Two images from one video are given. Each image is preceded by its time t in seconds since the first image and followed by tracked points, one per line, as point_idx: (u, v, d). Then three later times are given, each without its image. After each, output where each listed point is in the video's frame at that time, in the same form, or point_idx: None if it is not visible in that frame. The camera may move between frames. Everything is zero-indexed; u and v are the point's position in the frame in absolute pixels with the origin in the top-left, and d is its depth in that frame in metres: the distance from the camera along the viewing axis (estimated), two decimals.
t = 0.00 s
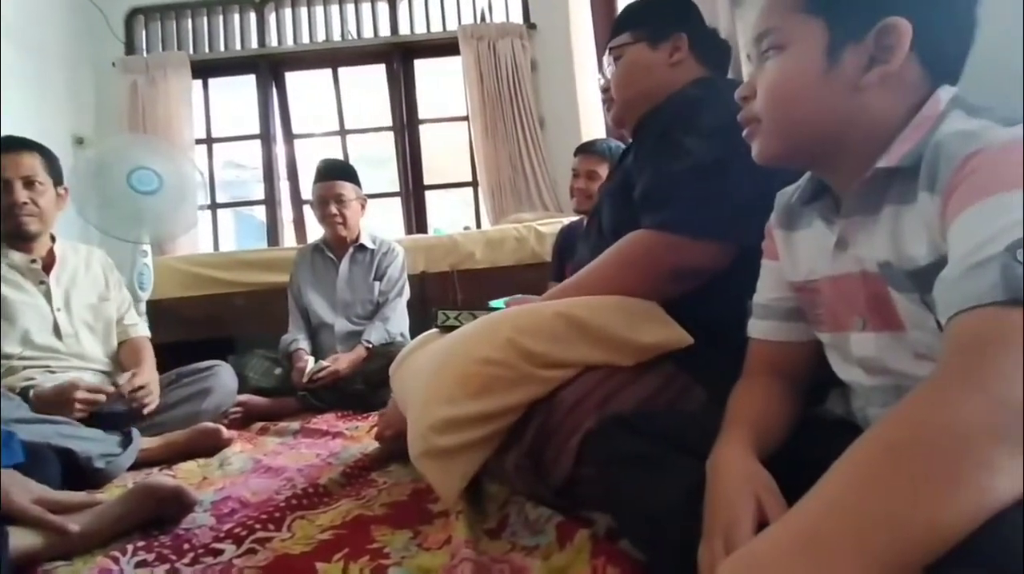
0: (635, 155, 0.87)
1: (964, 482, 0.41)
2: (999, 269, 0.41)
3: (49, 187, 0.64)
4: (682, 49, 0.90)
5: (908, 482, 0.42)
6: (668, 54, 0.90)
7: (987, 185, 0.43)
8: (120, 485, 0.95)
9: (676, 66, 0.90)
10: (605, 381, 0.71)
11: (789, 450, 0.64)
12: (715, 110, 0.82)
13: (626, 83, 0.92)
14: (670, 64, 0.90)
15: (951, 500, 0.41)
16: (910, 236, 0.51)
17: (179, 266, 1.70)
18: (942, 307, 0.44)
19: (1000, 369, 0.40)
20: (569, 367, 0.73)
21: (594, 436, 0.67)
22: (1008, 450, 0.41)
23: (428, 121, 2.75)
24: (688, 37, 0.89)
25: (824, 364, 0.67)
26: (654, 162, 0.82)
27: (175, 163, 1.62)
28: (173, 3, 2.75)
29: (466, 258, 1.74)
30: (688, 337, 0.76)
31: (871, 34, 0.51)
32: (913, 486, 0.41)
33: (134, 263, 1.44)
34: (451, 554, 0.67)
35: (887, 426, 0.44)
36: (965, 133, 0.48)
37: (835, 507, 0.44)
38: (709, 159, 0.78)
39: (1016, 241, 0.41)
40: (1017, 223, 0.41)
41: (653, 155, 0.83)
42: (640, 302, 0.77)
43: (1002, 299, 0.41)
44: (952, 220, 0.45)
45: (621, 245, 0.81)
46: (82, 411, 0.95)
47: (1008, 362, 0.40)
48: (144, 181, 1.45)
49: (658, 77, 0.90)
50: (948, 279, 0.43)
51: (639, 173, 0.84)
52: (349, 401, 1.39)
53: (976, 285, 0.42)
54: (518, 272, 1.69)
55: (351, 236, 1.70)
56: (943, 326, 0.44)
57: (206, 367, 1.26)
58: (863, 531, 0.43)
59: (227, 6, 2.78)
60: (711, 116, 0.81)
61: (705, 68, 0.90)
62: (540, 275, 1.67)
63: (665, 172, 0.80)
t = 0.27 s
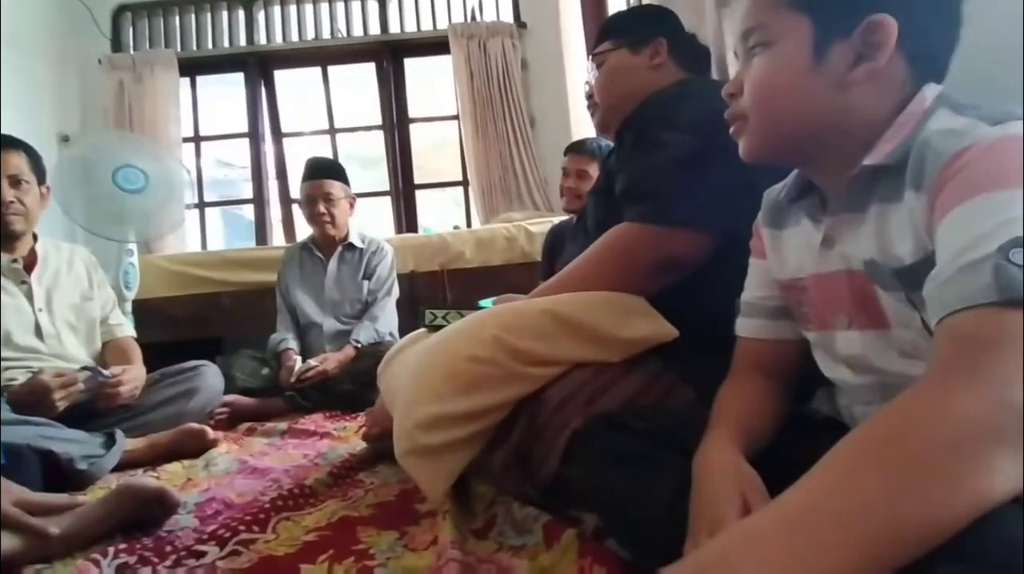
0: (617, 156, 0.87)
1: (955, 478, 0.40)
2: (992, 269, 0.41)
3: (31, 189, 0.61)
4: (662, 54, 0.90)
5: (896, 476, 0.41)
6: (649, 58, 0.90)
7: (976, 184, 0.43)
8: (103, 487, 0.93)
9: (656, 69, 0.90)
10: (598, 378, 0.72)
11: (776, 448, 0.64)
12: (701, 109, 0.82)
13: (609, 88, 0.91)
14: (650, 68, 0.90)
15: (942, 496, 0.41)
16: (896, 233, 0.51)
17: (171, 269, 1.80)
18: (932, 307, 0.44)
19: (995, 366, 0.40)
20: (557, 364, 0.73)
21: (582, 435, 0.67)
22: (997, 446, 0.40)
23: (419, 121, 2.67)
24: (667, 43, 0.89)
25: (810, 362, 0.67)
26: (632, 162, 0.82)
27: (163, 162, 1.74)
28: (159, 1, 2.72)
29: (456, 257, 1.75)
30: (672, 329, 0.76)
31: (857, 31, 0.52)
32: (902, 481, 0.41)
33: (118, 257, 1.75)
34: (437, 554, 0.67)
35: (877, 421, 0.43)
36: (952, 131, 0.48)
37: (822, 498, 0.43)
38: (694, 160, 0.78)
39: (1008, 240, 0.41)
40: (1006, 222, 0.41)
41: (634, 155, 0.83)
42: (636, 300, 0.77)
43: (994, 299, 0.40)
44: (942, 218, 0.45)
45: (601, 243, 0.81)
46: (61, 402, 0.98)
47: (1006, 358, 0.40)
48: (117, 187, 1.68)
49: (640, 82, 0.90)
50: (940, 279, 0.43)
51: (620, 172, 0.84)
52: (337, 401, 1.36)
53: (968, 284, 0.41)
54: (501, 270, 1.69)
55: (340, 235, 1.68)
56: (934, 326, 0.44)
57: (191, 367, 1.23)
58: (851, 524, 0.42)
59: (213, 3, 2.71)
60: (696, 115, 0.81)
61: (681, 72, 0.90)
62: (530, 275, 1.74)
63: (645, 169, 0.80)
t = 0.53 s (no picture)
0: (600, 153, 0.86)
1: (935, 472, 0.40)
2: (983, 264, 0.40)
3: None
4: (645, 50, 0.90)
5: (877, 468, 0.41)
6: (631, 54, 0.89)
7: (966, 177, 0.43)
8: (78, 488, 0.92)
9: (638, 66, 0.90)
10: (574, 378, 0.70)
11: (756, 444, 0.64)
12: (683, 106, 0.81)
13: (592, 84, 0.92)
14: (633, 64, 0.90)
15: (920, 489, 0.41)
16: (876, 229, 0.51)
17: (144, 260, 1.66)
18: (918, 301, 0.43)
19: (982, 361, 0.40)
20: (535, 362, 0.72)
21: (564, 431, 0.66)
22: (978, 443, 0.40)
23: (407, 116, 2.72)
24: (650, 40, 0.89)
25: (790, 359, 0.67)
26: (614, 158, 0.82)
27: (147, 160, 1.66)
28: None
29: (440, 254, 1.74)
30: (654, 324, 0.75)
31: (839, 25, 0.51)
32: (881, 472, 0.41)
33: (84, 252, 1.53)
34: (416, 554, 0.66)
35: (860, 415, 0.43)
36: (936, 125, 0.48)
37: (803, 489, 0.43)
38: (677, 154, 0.77)
39: (999, 234, 0.40)
40: (994, 216, 0.41)
41: (615, 152, 0.83)
42: (615, 295, 0.77)
43: (985, 295, 0.40)
44: (929, 211, 0.45)
45: (585, 241, 0.81)
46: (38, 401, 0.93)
47: (994, 354, 0.40)
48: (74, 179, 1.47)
49: (623, 78, 0.90)
50: (930, 273, 0.42)
51: (603, 168, 0.84)
52: (319, 399, 1.35)
53: (959, 278, 0.41)
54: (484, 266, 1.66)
55: (323, 231, 1.67)
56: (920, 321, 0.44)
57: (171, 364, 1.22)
58: (832, 515, 0.42)
59: None
60: (678, 112, 0.81)
61: (664, 68, 0.90)
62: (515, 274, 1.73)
63: (625, 164, 0.79)
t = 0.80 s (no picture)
0: (580, 146, 0.85)
1: (894, 466, 0.41)
2: (942, 253, 0.40)
3: None
4: (628, 38, 0.89)
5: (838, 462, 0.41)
6: (615, 43, 0.89)
7: (927, 172, 0.43)
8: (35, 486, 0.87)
9: (622, 55, 0.89)
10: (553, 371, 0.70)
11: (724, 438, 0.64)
12: (662, 102, 0.82)
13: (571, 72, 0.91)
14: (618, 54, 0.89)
15: (880, 482, 0.41)
16: (844, 221, 0.52)
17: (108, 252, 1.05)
18: (881, 291, 0.44)
19: (944, 353, 0.40)
20: (509, 355, 0.72)
21: (533, 428, 0.66)
22: (936, 435, 0.41)
23: (385, 109, 2.77)
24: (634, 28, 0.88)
25: (758, 354, 0.68)
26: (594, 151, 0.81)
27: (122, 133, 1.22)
28: None
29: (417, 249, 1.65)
30: (630, 326, 0.75)
31: (810, 16, 0.51)
32: (842, 466, 0.41)
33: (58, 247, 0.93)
34: (382, 551, 0.66)
35: (823, 408, 0.43)
36: (903, 117, 0.48)
37: (765, 482, 0.43)
38: (654, 147, 0.77)
39: (959, 225, 0.41)
40: (953, 209, 0.41)
41: (597, 148, 0.82)
42: (592, 294, 0.76)
43: (944, 285, 0.40)
44: (893, 204, 0.45)
45: (564, 238, 0.81)
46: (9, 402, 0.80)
47: (954, 345, 0.40)
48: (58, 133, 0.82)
49: (605, 68, 0.89)
50: (894, 263, 0.43)
51: (583, 168, 0.83)
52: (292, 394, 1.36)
53: (916, 269, 0.41)
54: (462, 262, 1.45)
55: (297, 224, 1.69)
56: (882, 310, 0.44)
57: (134, 358, 1.11)
58: (793, 509, 0.42)
59: None
60: (658, 109, 0.81)
61: (647, 59, 0.89)
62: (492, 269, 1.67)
63: (606, 160, 0.79)
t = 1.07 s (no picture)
0: (554, 143, 0.85)
1: (848, 463, 0.41)
2: (893, 249, 0.42)
3: None
4: (605, 34, 0.89)
5: (792, 459, 0.42)
6: (591, 37, 0.89)
7: (883, 169, 0.45)
8: None
9: (598, 50, 0.89)
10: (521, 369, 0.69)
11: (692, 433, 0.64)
12: (635, 97, 0.81)
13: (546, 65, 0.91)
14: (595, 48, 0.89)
15: (834, 481, 0.41)
16: (806, 218, 0.52)
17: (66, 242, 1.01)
18: (836, 286, 0.45)
19: (889, 347, 0.41)
20: (476, 352, 0.71)
21: (499, 426, 0.66)
22: (887, 431, 0.41)
23: (361, 103, 2.75)
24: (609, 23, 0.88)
25: (724, 353, 0.69)
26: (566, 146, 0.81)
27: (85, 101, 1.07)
28: None
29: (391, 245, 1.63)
30: (598, 324, 0.74)
31: (774, 13, 0.52)
32: (797, 464, 0.41)
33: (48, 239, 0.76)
34: (342, 551, 0.65)
35: (776, 406, 0.44)
36: (862, 115, 0.49)
37: (722, 482, 0.43)
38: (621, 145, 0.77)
39: (910, 222, 0.42)
40: (908, 205, 0.42)
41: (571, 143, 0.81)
42: (563, 293, 0.76)
43: (894, 280, 0.41)
44: (851, 200, 0.47)
45: (536, 236, 0.81)
46: None
47: (901, 340, 0.41)
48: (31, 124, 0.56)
49: (580, 62, 0.89)
50: (848, 259, 0.44)
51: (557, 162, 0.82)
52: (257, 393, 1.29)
53: (871, 264, 0.42)
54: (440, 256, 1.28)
55: (265, 219, 1.60)
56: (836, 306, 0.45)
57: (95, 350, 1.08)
58: (751, 510, 0.42)
59: None
60: (631, 104, 0.81)
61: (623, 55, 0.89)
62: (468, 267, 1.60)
63: (578, 156, 0.79)
